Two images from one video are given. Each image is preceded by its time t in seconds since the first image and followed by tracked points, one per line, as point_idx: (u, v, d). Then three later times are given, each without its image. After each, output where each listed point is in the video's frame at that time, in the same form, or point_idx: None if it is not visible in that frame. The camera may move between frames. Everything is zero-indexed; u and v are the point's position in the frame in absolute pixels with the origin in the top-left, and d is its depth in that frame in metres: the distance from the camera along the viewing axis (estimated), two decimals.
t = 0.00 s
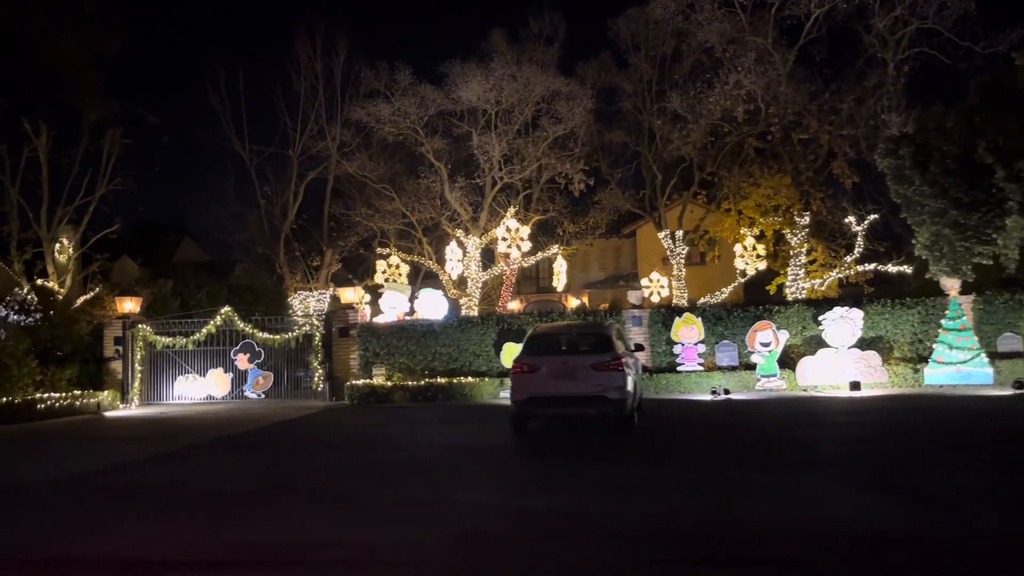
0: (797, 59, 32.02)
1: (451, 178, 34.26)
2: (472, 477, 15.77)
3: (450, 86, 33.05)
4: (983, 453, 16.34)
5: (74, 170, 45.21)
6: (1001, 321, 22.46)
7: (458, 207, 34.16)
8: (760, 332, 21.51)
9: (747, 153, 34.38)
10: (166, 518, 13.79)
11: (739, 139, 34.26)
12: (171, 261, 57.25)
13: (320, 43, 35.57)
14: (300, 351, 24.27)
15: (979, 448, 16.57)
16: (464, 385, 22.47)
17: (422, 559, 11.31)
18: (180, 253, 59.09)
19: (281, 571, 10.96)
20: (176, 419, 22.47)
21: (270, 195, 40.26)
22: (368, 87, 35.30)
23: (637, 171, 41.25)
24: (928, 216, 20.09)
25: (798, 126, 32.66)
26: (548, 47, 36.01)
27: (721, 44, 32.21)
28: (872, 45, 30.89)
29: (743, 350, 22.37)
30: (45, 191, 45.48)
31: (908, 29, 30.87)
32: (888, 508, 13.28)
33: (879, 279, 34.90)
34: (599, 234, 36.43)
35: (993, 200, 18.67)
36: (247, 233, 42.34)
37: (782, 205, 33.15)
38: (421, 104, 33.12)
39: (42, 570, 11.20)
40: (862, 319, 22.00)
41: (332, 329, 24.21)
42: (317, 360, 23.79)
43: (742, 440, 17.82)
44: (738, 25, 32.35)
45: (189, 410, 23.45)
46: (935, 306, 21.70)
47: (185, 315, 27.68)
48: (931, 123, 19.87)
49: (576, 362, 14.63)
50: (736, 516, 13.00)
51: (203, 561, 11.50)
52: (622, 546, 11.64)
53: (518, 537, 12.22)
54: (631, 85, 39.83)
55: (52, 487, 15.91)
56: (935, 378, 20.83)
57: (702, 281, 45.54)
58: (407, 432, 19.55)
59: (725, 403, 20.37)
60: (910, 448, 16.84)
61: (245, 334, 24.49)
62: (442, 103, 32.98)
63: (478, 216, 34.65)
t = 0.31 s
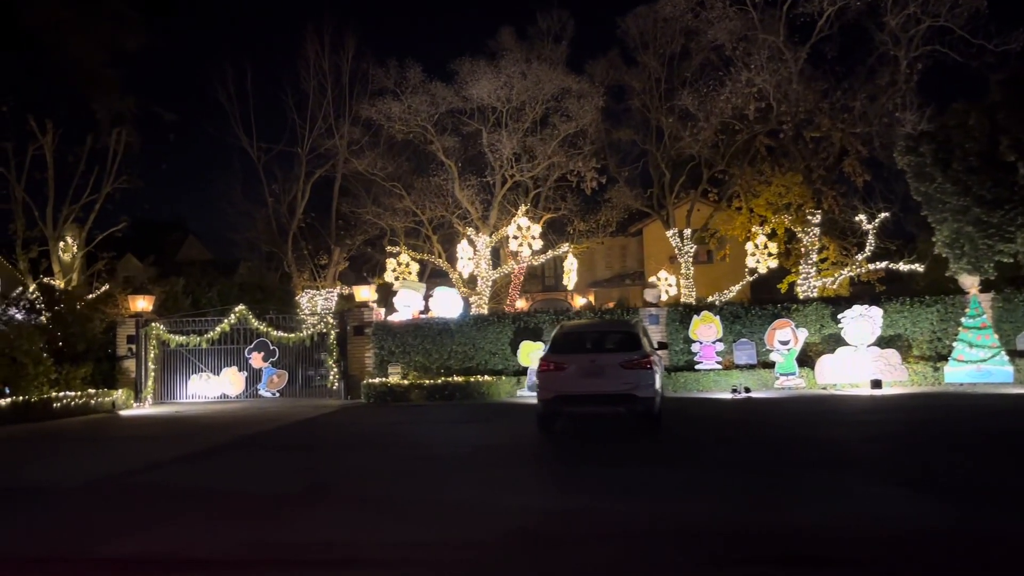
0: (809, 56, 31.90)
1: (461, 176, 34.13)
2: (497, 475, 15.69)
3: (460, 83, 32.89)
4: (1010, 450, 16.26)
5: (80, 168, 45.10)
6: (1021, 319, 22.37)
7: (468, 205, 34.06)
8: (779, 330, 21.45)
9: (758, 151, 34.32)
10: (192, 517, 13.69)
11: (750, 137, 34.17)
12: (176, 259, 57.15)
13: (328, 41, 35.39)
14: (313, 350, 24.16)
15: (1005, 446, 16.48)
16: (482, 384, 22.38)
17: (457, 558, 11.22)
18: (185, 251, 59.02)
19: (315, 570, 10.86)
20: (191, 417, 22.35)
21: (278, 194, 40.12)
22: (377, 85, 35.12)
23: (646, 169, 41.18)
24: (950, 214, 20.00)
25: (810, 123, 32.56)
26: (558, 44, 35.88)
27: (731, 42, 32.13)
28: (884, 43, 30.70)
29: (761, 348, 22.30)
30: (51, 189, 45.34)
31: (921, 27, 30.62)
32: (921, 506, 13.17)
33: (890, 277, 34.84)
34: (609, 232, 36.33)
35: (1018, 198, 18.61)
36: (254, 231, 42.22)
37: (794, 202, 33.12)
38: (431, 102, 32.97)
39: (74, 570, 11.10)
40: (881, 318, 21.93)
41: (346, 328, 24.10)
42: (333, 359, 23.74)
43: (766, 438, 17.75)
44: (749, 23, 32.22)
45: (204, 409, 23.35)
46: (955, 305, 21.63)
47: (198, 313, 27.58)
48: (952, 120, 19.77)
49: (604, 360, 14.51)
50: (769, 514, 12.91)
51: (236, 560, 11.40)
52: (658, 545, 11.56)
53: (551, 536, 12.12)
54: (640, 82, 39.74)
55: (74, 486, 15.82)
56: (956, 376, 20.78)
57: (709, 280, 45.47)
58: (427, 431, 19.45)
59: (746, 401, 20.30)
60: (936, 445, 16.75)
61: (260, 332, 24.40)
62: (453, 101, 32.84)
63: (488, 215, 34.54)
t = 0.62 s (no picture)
0: (818, 54, 31.83)
1: (469, 174, 34.02)
2: (521, 474, 15.59)
3: (469, 81, 32.74)
4: None
5: (83, 166, 44.91)
6: None
7: (476, 203, 33.96)
8: (795, 328, 21.40)
9: (767, 149, 34.28)
10: (216, 517, 13.57)
11: (759, 135, 34.13)
12: (178, 257, 56.98)
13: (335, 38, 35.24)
14: (322, 348, 24.33)
15: None
16: (497, 382, 22.32)
17: (492, 558, 11.11)
18: (187, 249, 58.82)
19: (349, 570, 10.73)
20: (205, 416, 22.21)
21: (283, 192, 39.95)
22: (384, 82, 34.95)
23: (652, 167, 41.12)
24: (970, 211, 21.15)
25: (819, 122, 32.51)
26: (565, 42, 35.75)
27: (740, 40, 32.06)
28: (894, 41, 30.56)
29: (777, 346, 22.24)
30: (53, 186, 45.08)
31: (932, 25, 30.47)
32: (952, 503, 13.12)
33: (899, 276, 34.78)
34: (618, 230, 36.23)
35: None
36: (259, 229, 42.06)
37: (802, 201, 33.01)
38: (440, 99, 32.84)
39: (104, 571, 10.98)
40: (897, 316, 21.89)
41: (359, 326, 23.99)
42: (345, 358, 23.59)
43: (787, 437, 17.67)
44: (758, 21, 32.12)
45: (217, 408, 23.23)
46: (971, 303, 21.49)
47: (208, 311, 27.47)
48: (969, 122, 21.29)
49: (631, 358, 14.41)
50: (800, 512, 12.82)
51: (267, 561, 11.29)
52: (693, 543, 11.46)
53: (583, 535, 12.02)
54: (646, 80, 39.66)
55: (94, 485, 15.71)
56: (973, 374, 20.77)
57: (712, 279, 45.28)
58: (445, 430, 19.33)
59: (763, 400, 20.23)
60: (959, 443, 16.67)
61: (272, 331, 24.30)
62: (461, 99, 32.71)
63: (496, 213, 34.42)
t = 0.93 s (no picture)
0: (826, 52, 31.86)
1: (476, 172, 33.92)
2: (543, 473, 15.49)
3: (476, 78, 32.66)
4: None
5: (83, 163, 44.62)
6: None
7: (483, 201, 33.85)
8: (810, 325, 21.43)
9: (774, 146, 34.30)
10: (242, 517, 13.44)
11: (765, 132, 34.14)
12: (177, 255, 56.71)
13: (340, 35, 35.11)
14: (330, 345, 24.13)
15: None
16: (511, 379, 22.25)
17: (527, 555, 11.00)
18: (185, 247, 58.56)
19: (383, 569, 10.61)
20: (216, 414, 22.05)
21: (287, 189, 39.77)
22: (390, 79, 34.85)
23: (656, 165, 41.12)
24: (988, 208, 22.35)
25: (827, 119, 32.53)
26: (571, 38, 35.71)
27: (747, 38, 32.08)
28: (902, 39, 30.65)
29: (791, 344, 22.25)
30: (53, 183, 44.76)
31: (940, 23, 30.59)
32: (980, 498, 13.14)
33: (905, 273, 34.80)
34: (624, 228, 36.16)
35: None
36: (263, 227, 41.89)
37: (809, 199, 32.69)
38: (447, 96, 32.72)
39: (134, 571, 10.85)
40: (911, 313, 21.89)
41: (371, 324, 23.92)
42: (357, 356, 23.66)
43: (807, 433, 17.64)
44: (766, 19, 32.16)
45: (228, 406, 23.07)
46: (985, 300, 21.58)
47: (216, 309, 27.34)
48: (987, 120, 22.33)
49: (657, 355, 14.34)
50: (830, 510, 12.77)
51: (299, 559, 11.17)
52: (728, 541, 11.37)
53: (616, 532, 11.92)
54: (651, 78, 39.66)
55: (114, 485, 15.55)
56: (988, 371, 20.76)
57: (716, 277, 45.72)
58: (461, 428, 19.24)
59: (780, 397, 20.20)
60: (980, 439, 16.65)
61: (282, 328, 24.16)
62: (469, 96, 32.59)
63: (501, 210, 34.33)
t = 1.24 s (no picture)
0: (832, 48, 31.85)
1: (481, 168, 33.79)
2: (566, 469, 15.38)
3: (482, 73, 32.52)
4: None
5: (83, 159, 44.29)
6: None
7: (488, 198, 33.75)
8: (824, 321, 21.34)
9: (779, 143, 34.28)
10: (266, 515, 13.28)
11: (771, 128, 34.13)
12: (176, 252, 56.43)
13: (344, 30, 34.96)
14: (337, 342, 23.96)
15: None
16: (525, 376, 22.15)
17: (562, 553, 10.89)
18: (184, 244, 58.29)
19: (417, 566, 10.51)
20: (227, 412, 21.87)
21: (289, 185, 39.53)
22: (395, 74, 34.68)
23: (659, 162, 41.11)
24: (1004, 203, 23.15)
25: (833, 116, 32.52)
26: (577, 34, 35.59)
27: (754, 34, 32.03)
28: (909, 36, 30.67)
29: (804, 340, 22.29)
30: (52, 179, 44.42)
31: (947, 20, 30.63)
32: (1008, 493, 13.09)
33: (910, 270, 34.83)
34: (629, 224, 36.07)
35: None
36: (264, 223, 41.68)
37: (814, 195, 32.67)
38: (453, 91, 32.54)
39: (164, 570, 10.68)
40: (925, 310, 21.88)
41: (381, 321, 23.78)
42: (368, 352, 23.48)
43: (826, 430, 17.59)
44: (771, 15, 32.09)
45: (237, 403, 22.89)
46: (998, 297, 21.61)
47: (223, 306, 27.16)
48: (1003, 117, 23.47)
49: (682, 352, 14.25)
50: (861, 506, 12.70)
51: (331, 558, 11.02)
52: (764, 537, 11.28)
53: (648, 529, 11.81)
54: (655, 74, 39.61)
55: (131, 483, 15.38)
56: (1002, 368, 20.75)
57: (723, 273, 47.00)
58: (477, 424, 19.16)
59: (796, 393, 20.15)
60: (1001, 435, 16.62)
61: (292, 325, 24.00)
62: (475, 91, 32.42)
63: (506, 207, 34.19)
